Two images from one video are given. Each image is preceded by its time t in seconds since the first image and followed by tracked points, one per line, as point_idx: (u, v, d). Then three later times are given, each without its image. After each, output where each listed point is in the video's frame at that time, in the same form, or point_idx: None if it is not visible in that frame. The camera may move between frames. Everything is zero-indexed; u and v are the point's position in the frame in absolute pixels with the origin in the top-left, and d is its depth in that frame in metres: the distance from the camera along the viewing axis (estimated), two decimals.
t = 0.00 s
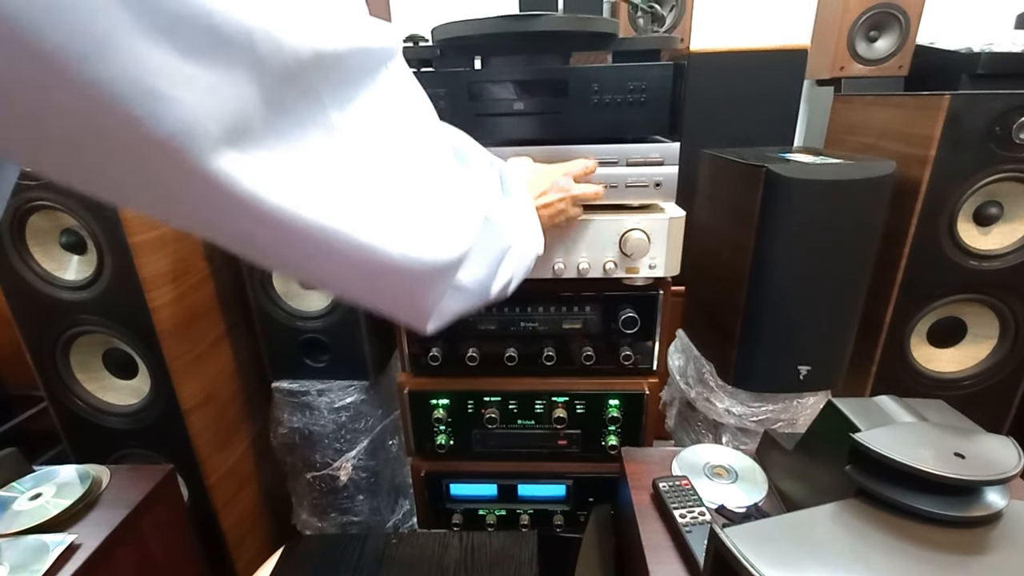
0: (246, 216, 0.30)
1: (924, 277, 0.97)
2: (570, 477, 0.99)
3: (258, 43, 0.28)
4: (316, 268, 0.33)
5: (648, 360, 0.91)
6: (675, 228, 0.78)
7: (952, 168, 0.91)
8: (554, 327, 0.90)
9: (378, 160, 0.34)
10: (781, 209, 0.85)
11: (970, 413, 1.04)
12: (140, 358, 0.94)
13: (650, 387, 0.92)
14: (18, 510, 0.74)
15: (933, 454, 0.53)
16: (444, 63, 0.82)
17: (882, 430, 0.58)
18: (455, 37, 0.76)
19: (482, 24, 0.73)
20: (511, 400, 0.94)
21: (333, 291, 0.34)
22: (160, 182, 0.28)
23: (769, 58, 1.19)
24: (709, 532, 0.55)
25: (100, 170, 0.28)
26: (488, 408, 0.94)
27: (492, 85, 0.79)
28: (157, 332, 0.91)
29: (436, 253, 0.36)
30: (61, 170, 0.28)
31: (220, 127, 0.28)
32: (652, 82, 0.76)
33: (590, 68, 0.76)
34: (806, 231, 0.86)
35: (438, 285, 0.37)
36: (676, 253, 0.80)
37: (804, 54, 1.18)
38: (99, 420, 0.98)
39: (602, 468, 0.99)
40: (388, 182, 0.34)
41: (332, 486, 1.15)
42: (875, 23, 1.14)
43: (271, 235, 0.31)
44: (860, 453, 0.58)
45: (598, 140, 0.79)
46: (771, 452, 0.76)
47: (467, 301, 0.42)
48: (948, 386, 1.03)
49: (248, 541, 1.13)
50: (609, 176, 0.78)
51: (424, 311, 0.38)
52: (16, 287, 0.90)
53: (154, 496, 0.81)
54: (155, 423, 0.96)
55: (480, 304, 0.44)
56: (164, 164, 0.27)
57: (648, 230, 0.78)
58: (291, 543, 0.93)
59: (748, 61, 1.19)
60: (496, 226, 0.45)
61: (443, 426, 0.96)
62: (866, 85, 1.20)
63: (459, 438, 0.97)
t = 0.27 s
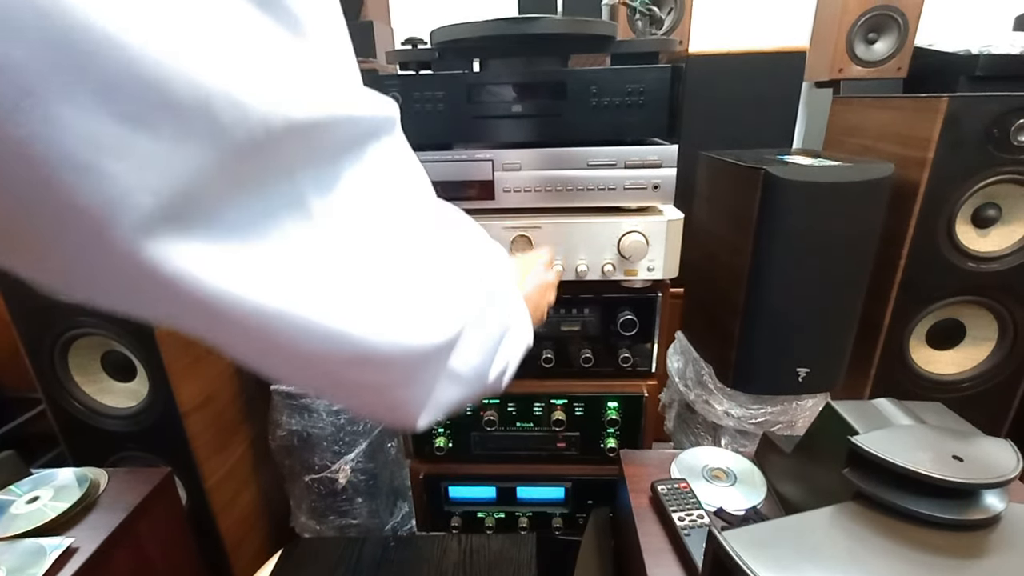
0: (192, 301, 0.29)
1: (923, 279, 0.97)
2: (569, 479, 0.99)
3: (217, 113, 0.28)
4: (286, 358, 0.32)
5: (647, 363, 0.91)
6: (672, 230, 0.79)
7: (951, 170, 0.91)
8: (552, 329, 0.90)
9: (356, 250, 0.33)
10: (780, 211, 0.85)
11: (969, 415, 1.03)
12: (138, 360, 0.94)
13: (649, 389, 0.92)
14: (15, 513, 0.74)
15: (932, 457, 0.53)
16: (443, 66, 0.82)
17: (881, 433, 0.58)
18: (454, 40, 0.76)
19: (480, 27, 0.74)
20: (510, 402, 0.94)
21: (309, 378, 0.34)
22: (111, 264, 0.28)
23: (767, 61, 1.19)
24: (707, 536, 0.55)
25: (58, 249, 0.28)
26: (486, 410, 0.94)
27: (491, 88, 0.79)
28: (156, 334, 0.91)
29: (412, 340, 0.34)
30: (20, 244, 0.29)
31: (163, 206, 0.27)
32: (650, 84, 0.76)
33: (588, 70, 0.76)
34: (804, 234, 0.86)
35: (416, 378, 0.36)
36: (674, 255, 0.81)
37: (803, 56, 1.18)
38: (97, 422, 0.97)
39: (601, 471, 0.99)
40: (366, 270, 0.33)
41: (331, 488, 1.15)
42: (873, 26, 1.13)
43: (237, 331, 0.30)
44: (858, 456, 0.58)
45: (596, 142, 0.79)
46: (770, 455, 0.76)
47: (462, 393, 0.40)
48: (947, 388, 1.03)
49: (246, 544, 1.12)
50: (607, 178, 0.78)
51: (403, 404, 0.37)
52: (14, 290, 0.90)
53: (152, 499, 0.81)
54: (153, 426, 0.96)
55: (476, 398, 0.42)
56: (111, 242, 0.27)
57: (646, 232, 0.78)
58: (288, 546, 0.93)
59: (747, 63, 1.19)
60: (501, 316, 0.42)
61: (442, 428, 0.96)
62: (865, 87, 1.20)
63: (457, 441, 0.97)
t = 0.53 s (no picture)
0: (205, 351, 0.32)
1: (922, 280, 0.97)
2: (568, 481, 0.99)
3: (235, 164, 0.30)
4: (295, 409, 0.35)
5: (646, 364, 0.91)
6: (672, 231, 0.79)
7: (950, 171, 0.91)
8: (551, 331, 0.89)
9: (376, 310, 0.35)
10: (779, 212, 0.85)
11: (968, 416, 1.03)
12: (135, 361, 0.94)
13: (647, 390, 0.92)
14: (12, 515, 0.74)
15: (930, 459, 0.53)
16: (443, 67, 0.83)
17: (879, 434, 0.58)
18: (452, 42, 0.76)
19: (478, 28, 0.74)
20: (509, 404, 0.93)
21: (315, 429, 0.37)
22: (126, 312, 0.31)
23: (766, 62, 1.19)
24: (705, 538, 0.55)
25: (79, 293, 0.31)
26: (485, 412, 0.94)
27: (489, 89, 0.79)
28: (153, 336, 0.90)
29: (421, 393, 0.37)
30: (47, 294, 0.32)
31: (175, 259, 0.30)
32: (649, 85, 0.76)
33: (586, 72, 0.76)
34: (803, 236, 0.86)
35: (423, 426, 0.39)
36: (673, 256, 0.80)
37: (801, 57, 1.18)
38: (95, 424, 0.97)
39: (600, 472, 0.98)
40: (384, 327, 0.36)
41: (329, 490, 1.14)
42: (871, 27, 1.12)
43: (248, 379, 0.33)
44: (857, 458, 0.58)
45: (595, 144, 0.79)
46: (768, 456, 0.76)
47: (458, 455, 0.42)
48: (946, 389, 1.03)
49: (245, 545, 1.12)
50: (605, 179, 0.78)
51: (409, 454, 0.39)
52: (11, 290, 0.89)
53: (149, 501, 0.80)
54: (151, 427, 0.96)
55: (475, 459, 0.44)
56: (128, 288, 0.30)
57: (645, 233, 0.78)
58: (286, 548, 0.93)
59: (746, 65, 1.19)
60: (507, 370, 0.44)
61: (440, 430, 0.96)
62: (864, 88, 1.19)
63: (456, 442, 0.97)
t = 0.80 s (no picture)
0: (284, 351, 0.30)
1: (922, 277, 0.96)
2: (567, 479, 0.98)
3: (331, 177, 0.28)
4: (360, 427, 0.33)
5: (645, 362, 0.91)
6: (670, 228, 0.79)
7: (950, 168, 0.91)
8: (549, 328, 0.89)
9: (438, 319, 0.34)
10: (778, 209, 0.85)
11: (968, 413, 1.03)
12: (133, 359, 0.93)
13: (646, 388, 0.92)
14: (8, 513, 0.74)
15: (930, 455, 0.53)
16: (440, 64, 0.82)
17: (879, 431, 0.57)
18: (450, 38, 0.76)
19: (476, 24, 0.73)
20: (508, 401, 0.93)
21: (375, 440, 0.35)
22: (216, 308, 0.28)
23: (765, 59, 1.19)
24: (704, 535, 0.54)
25: (159, 301, 0.28)
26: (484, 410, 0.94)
27: (487, 85, 0.78)
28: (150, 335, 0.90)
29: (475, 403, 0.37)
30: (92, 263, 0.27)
31: (284, 260, 0.28)
32: (647, 82, 0.75)
33: (585, 68, 0.76)
34: (802, 233, 0.86)
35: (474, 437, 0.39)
36: (671, 253, 0.80)
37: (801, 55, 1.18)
38: (93, 423, 0.97)
39: (598, 470, 0.98)
40: (452, 338, 0.35)
41: (328, 488, 1.14)
42: (871, 25, 1.12)
43: (325, 382, 0.31)
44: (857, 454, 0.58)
45: (593, 140, 0.79)
46: (767, 453, 0.76)
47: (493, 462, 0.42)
48: (945, 387, 1.03)
49: (243, 544, 1.12)
50: (603, 176, 0.78)
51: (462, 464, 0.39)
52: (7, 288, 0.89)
53: (146, 499, 0.80)
54: (148, 426, 0.95)
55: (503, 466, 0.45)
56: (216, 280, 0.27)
57: (643, 230, 0.78)
58: (284, 546, 0.93)
59: (745, 62, 1.19)
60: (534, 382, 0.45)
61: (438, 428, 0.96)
62: (863, 86, 1.19)
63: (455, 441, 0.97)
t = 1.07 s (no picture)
0: (396, 355, 0.37)
1: (921, 274, 0.96)
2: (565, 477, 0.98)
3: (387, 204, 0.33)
4: (419, 384, 0.39)
5: (643, 359, 0.90)
6: (667, 224, 0.78)
7: (948, 165, 0.90)
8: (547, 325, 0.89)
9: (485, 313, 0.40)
10: (776, 205, 0.84)
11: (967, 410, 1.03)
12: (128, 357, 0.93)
13: (644, 385, 0.91)
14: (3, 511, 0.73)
15: (929, 451, 0.53)
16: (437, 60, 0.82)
17: (878, 427, 0.57)
18: (446, 34, 0.76)
19: (472, 19, 0.73)
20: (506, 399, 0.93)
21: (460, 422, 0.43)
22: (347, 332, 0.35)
23: (764, 56, 1.19)
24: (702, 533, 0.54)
25: (250, 287, 0.32)
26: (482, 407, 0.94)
27: (483, 81, 0.78)
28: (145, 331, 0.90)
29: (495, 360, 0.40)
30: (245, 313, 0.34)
31: (380, 282, 0.34)
32: (645, 77, 0.75)
33: (582, 64, 0.75)
34: (801, 229, 0.85)
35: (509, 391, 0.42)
36: (669, 249, 0.80)
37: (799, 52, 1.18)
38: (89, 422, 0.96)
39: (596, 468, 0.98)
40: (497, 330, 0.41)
41: (325, 487, 1.13)
42: (869, 22, 1.12)
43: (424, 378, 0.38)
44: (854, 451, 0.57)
45: (591, 136, 0.78)
46: (765, 450, 0.75)
47: (532, 421, 0.44)
48: (944, 383, 1.03)
49: (240, 543, 1.11)
50: (600, 172, 0.78)
51: (499, 421, 0.43)
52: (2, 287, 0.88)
53: (142, 497, 0.80)
54: (145, 424, 0.95)
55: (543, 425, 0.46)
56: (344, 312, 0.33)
57: (641, 226, 0.78)
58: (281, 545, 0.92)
59: (743, 59, 1.19)
60: (554, 335, 0.48)
61: (436, 425, 0.96)
62: (862, 83, 1.19)
63: (452, 438, 0.96)
